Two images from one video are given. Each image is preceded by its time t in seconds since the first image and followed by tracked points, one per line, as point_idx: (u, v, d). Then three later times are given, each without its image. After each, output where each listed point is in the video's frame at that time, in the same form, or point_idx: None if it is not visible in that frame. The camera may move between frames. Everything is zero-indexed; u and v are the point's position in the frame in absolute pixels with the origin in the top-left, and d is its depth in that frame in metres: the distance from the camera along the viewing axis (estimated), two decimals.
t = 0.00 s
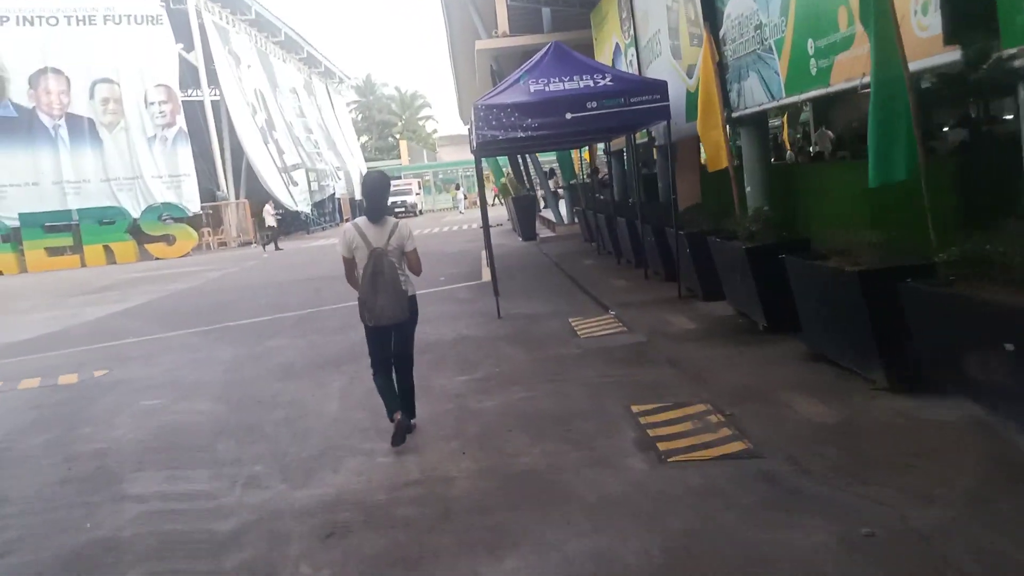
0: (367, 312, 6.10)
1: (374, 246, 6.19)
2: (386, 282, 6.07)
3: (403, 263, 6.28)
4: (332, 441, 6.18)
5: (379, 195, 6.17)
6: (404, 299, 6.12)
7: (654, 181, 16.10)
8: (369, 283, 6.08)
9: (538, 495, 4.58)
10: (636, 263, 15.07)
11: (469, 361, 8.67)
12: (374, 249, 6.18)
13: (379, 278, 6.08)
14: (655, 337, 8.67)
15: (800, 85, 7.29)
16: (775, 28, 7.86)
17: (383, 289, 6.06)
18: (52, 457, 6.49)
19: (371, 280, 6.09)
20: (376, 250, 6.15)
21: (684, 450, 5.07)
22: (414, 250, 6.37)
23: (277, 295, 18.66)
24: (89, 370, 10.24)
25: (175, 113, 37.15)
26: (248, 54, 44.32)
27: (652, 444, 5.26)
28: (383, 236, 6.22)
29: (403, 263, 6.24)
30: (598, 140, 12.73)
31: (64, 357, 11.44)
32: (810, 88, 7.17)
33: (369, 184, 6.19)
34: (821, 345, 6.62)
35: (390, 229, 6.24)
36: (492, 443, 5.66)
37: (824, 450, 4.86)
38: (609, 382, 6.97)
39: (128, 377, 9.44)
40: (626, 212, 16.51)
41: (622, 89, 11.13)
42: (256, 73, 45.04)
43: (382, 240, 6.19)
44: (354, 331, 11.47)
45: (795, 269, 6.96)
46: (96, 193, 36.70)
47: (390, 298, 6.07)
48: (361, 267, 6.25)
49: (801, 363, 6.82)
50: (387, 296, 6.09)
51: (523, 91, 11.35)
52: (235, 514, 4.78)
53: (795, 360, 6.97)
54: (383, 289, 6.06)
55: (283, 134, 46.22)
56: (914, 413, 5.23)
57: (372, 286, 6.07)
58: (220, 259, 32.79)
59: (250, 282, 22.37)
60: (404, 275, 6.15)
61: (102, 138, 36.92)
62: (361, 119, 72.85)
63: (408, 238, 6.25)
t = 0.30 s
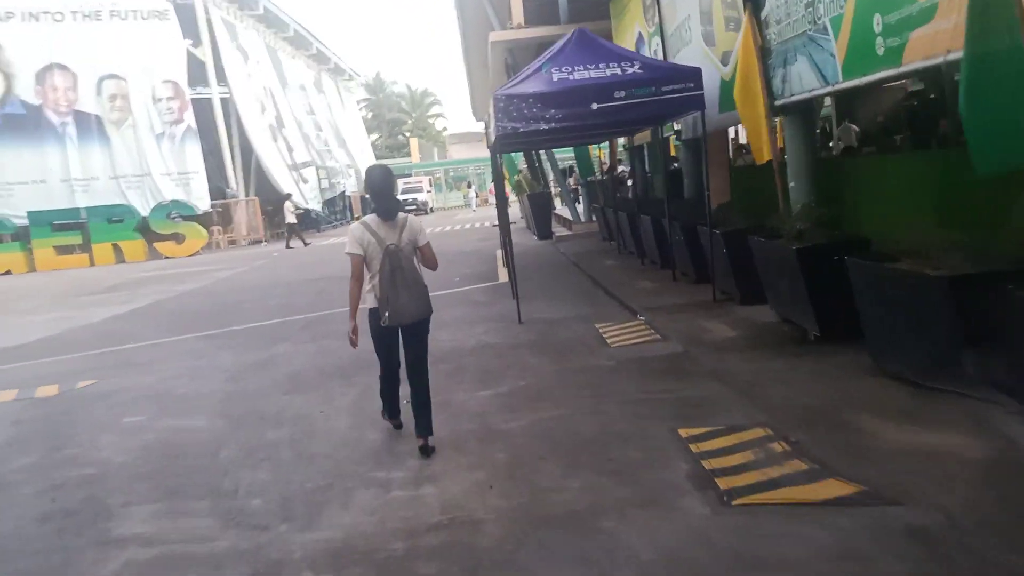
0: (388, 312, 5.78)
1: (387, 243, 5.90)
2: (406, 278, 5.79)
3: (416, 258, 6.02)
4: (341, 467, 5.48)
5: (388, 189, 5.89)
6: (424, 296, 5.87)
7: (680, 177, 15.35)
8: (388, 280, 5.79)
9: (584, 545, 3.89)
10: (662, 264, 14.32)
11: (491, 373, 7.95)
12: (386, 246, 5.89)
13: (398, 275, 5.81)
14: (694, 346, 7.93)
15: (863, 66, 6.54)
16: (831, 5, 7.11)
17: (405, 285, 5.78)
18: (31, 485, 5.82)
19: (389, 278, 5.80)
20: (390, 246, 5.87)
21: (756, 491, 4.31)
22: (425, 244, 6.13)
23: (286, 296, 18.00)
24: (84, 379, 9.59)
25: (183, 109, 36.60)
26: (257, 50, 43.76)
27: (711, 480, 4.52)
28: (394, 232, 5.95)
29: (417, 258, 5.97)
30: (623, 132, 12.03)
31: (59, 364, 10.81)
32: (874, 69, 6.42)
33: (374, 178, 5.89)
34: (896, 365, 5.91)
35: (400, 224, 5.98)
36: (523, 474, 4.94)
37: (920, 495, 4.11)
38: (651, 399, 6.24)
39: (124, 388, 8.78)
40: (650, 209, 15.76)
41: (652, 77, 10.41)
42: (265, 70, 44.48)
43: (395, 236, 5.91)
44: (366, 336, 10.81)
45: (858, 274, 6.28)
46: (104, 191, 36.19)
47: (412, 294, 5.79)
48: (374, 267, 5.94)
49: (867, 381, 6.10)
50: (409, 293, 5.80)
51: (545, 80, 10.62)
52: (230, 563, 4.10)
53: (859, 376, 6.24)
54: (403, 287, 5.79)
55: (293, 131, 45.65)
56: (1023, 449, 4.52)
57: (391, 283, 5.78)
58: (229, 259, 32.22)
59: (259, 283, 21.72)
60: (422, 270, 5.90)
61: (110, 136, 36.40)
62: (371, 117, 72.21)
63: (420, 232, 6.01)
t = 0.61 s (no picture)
0: (385, 317, 5.52)
1: (384, 243, 5.65)
2: (404, 282, 5.55)
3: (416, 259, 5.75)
4: (353, 513, 4.71)
5: (386, 186, 5.64)
6: (423, 299, 5.62)
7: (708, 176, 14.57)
8: (385, 284, 5.54)
9: None
10: (694, 269, 13.53)
11: (519, 394, 7.18)
12: (384, 246, 5.64)
13: (396, 277, 5.56)
14: (745, 364, 7.13)
15: (949, 47, 5.75)
16: None
17: (403, 290, 5.53)
18: None
19: (386, 281, 5.56)
20: (388, 247, 5.61)
21: (865, 570, 3.52)
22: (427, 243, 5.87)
23: (295, 300, 17.27)
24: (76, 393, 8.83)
25: (193, 108, 35.96)
26: (267, 48, 43.15)
27: (802, 549, 3.72)
28: (393, 232, 5.69)
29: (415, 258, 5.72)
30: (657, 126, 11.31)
31: (51, 374, 10.09)
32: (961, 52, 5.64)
33: (372, 175, 5.63)
34: (1021, 390, 5.20)
35: (399, 223, 5.72)
36: (570, 532, 4.13)
37: None
38: (707, 430, 5.45)
39: (118, 407, 8.04)
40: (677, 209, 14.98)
41: (689, 66, 9.60)
42: (276, 68, 43.88)
43: (393, 236, 5.66)
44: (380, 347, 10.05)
45: (945, 281, 5.58)
46: (112, 190, 35.55)
47: (410, 299, 5.54)
48: (371, 268, 5.70)
49: (961, 413, 5.30)
50: (406, 299, 5.55)
51: (571, 71, 9.84)
52: None
53: (947, 407, 5.45)
54: (401, 290, 5.53)
55: (304, 130, 45.01)
56: None
57: (389, 287, 5.53)
58: (238, 259, 31.58)
59: (267, 285, 20.97)
60: (420, 273, 5.64)
61: (119, 135, 35.76)
62: (381, 116, 71.50)
63: (421, 230, 5.73)
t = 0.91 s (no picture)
0: (378, 329, 5.30)
1: (387, 252, 5.40)
2: (399, 294, 5.26)
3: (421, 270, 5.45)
4: (356, 573, 4.02)
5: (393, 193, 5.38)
6: (420, 315, 5.30)
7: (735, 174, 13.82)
8: (380, 295, 5.29)
9: None
10: (722, 272, 12.80)
11: (543, 417, 6.47)
12: (387, 255, 5.39)
13: (393, 290, 5.28)
14: (796, 385, 6.39)
15: None
16: None
17: (397, 302, 5.26)
18: None
19: (383, 291, 5.29)
20: (390, 256, 5.36)
21: None
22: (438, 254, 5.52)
23: (302, 304, 16.61)
24: (66, 410, 8.23)
25: (201, 106, 35.37)
26: (277, 45, 42.60)
27: None
28: (397, 241, 5.42)
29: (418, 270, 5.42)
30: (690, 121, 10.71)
31: (40, 385, 9.47)
32: None
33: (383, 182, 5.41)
34: None
35: (405, 232, 5.43)
36: None
37: None
38: (767, 471, 4.71)
39: (107, 431, 7.40)
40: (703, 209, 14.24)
41: (725, 56, 8.91)
42: (286, 66, 43.34)
43: (396, 245, 5.40)
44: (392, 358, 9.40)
45: None
46: (120, 189, 34.96)
47: (404, 313, 5.26)
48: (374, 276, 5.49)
49: None
50: (400, 313, 5.28)
51: (597, 62, 9.18)
52: None
53: None
54: (395, 303, 5.27)
55: (313, 129, 44.38)
56: None
57: (383, 297, 5.27)
58: (246, 259, 31.00)
59: (275, 287, 20.35)
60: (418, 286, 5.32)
61: (127, 134, 35.20)
62: (392, 115, 70.91)
63: (426, 241, 5.40)
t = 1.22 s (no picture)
0: (393, 328, 5.24)
1: (397, 250, 5.31)
2: (416, 293, 5.23)
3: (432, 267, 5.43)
4: None
5: (404, 190, 5.34)
6: (436, 314, 5.30)
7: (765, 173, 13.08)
8: (395, 293, 5.24)
9: None
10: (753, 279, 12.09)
11: (575, 443, 5.81)
12: (398, 253, 5.29)
13: (406, 288, 5.24)
14: (859, 407, 5.72)
15: None
16: None
17: (414, 301, 5.21)
18: None
19: (396, 291, 5.25)
20: (401, 253, 5.28)
21: None
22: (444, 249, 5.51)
23: (310, 309, 15.97)
24: (54, 430, 7.61)
25: (209, 104, 34.85)
26: (287, 44, 42.11)
27: None
28: (407, 238, 5.33)
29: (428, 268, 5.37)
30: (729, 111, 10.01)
31: (31, 400, 8.88)
32: None
33: (392, 178, 5.35)
34: None
35: (416, 228, 5.37)
36: None
37: None
38: (845, 519, 4.05)
39: (96, 455, 6.78)
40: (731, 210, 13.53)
41: (766, 45, 8.22)
42: (296, 64, 42.83)
43: (408, 242, 5.31)
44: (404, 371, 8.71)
45: None
46: (126, 187, 34.43)
47: (422, 311, 5.23)
48: (382, 275, 5.35)
49: None
50: (418, 313, 5.23)
51: (626, 52, 8.52)
52: None
53: None
54: (411, 301, 5.23)
55: (323, 128, 43.81)
56: None
57: (399, 296, 5.23)
58: (252, 260, 30.40)
59: (281, 290, 19.71)
60: (433, 284, 5.30)
61: (134, 131, 34.67)
62: (402, 115, 70.34)
63: (439, 239, 5.40)
